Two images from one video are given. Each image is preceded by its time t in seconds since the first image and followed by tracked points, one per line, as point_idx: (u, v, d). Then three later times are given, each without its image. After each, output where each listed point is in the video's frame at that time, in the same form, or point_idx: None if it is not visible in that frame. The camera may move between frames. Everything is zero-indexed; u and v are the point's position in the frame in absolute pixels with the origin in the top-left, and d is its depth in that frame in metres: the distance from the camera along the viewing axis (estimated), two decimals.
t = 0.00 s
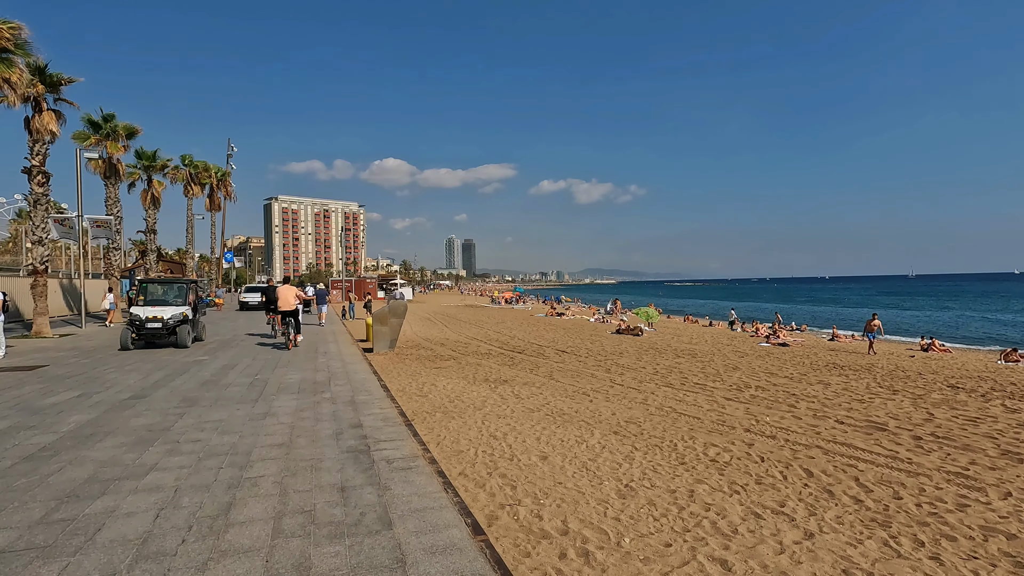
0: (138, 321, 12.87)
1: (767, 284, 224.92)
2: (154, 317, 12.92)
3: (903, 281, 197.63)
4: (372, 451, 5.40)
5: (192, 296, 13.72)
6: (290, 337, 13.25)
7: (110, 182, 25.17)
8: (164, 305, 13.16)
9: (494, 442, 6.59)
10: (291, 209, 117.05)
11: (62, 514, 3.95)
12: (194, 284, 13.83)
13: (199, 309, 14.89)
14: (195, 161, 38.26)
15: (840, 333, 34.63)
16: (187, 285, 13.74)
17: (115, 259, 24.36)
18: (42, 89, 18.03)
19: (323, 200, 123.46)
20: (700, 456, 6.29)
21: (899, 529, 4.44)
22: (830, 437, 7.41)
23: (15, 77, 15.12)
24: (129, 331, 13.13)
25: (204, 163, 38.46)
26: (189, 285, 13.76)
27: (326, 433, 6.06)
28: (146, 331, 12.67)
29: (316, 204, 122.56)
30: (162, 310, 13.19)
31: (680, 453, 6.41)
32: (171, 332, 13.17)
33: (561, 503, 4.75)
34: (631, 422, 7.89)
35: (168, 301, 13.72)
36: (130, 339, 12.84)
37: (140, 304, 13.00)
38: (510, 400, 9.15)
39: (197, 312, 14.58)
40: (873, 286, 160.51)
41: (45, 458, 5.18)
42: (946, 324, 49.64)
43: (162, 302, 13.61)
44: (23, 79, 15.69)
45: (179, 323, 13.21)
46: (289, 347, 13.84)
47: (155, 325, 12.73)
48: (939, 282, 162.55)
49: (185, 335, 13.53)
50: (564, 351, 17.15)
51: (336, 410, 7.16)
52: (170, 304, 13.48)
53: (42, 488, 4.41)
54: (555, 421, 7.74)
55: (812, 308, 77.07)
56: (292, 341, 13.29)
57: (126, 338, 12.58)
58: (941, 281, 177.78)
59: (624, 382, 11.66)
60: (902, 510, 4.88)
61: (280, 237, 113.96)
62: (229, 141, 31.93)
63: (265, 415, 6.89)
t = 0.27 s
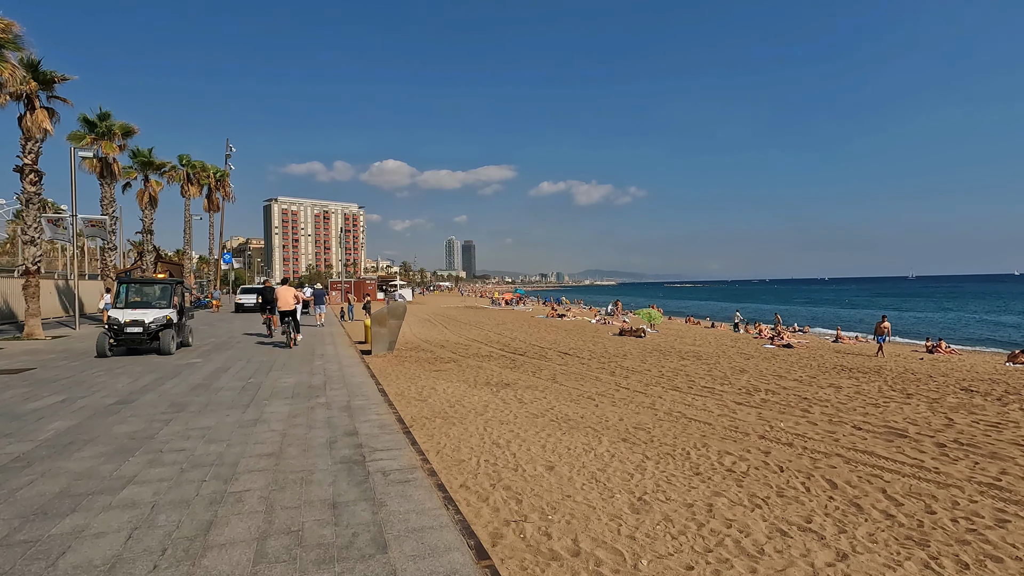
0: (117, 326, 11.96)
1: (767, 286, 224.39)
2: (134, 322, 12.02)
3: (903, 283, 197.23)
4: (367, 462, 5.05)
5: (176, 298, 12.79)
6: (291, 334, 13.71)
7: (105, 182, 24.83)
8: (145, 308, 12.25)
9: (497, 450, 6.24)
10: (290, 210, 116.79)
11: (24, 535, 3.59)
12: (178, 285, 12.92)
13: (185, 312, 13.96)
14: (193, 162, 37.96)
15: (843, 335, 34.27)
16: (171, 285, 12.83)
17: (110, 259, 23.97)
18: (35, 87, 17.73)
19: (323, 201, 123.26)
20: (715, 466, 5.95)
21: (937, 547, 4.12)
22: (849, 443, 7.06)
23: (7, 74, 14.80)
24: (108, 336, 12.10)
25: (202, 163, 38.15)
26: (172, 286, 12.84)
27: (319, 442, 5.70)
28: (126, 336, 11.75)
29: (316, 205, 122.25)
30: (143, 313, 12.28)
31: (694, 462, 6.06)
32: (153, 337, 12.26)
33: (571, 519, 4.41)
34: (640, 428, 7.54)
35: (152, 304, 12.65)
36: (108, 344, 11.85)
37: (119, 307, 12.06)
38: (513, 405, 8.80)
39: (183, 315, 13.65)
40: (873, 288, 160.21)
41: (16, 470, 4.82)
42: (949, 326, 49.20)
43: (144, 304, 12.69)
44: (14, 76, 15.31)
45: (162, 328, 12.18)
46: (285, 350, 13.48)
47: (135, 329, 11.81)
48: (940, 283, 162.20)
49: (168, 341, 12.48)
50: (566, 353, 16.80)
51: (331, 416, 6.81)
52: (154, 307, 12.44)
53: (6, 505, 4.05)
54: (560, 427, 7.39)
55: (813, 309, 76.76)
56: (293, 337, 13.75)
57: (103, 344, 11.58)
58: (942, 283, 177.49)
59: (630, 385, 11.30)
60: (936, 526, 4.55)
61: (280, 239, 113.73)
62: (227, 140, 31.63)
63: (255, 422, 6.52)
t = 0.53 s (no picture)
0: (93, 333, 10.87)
1: (770, 287, 223.65)
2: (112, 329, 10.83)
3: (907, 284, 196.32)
4: (365, 482, 4.68)
5: (161, 302, 11.73)
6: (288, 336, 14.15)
7: (104, 183, 24.56)
8: (126, 313, 11.18)
9: (503, 466, 5.87)
10: (292, 212, 116.65)
11: None
12: (164, 288, 11.86)
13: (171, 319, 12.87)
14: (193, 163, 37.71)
15: (850, 337, 33.83)
16: (156, 289, 11.77)
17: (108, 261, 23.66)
18: (31, 86, 17.44)
19: (325, 202, 123.13)
20: (738, 484, 5.56)
21: None
22: (876, 457, 6.68)
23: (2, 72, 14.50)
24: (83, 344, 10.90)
25: (202, 164, 37.87)
26: (157, 289, 11.78)
27: (314, 458, 5.34)
28: (104, 344, 10.69)
29: (318, 206, 122.04)
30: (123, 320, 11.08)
31: (715, 479, 5.69)
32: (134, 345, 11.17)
33: (587, 548, 4.04)
34: (653, 440, 7.16)
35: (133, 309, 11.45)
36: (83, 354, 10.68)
37: (96, 313, 10.98)
38: (519, 415, 8.43)
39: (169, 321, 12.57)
40: (876, 289, 159.43)
41: None
42: (957, 328, 48.67)
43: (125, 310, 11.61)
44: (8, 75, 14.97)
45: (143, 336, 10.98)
46: (283, 354, 13.11)
47: (114, 336, 10.74)
48: (944, 284, 161.38)
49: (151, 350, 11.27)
50: (571, 357, 16.43)
51: (328, 428, 6.43)
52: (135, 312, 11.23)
53: None
54: (569, 439, 7.02)
55: (818, 310, 76.23)
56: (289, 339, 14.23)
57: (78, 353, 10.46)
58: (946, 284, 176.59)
59: (639, 392, 10.90)
60: (986, 554, 4.16)
61: (281, 240, 113.56)
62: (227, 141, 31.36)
63: (248, 434, 6.16)
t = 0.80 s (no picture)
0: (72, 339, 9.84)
1: (775, 288, 222.44)
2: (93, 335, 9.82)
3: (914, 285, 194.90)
4: (371, 498, 4.36)
5: (148, 305, 10.70)
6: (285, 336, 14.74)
7: (107, 183, 24.39)
8: (108, 318, 10.18)
9: (516, 478, 5.54)
10: (297, 213, 116.75)
11: None
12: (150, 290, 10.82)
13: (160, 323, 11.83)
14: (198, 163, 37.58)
15: (860, 339, 33.35)
16: (141, 290, 10.75)
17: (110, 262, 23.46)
18: (33, 85, 17.25)
19: (329, 203, 123.18)
20: (766, 498, 5.23)
21: None
22: (910, 469, 6.30)
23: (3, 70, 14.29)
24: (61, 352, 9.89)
25: (206, 164, 37.71)
26: (142, 291, 10.77)
27: (316, 470, 5.02)
28: (83, 354, 9.66)
29: (322, 207, 122.07)
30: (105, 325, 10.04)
31: (742, 493, 5.34)
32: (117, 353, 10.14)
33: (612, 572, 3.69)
34: (672, 449, 6.81)
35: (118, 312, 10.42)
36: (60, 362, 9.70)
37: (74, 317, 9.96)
38: (530, 421, 8.10)
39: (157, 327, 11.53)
40: (883, 290, 158.24)
41: None
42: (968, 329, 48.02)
43: (108, 315, 10.59)
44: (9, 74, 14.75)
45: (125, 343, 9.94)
46: (286, 357, 12.81)
47: (94, 344, 9.73)
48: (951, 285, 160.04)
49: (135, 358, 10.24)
50: (580, 360, 16.09)
51: (332, 437, 6.12)
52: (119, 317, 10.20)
53: None
54: (584, 448, 6.69)
55: (824, 311, 75.56)
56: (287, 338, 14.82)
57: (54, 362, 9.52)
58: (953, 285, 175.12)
59: (652, 396, 10.54)
60: None
61: (286, 241, 113.64)
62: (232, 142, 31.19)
63: (247, 443, 5.85)
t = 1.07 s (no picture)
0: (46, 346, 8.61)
1: (783, 288, 220.73)
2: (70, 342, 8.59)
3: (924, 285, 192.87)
4: (383, 516, 4.04)
5: (136, 308, 9.52)
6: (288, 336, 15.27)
7: (113, 184, 24.28)
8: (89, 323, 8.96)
9: (536, 491, 5.20)
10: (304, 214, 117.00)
11: None
12: (137, 291, 9.60)
13: (151, 327, 10.64)
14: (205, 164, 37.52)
15: (874, 340, 32.78)
16: (129, 291, 9.56)
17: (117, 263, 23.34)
18: (40, 84, 17.12)
19: (336, 204, 123.38)
20: (806, 514, 4.87)
21: None
22: (955, 481, 5.91)
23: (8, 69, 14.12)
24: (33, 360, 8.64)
25: (213, 165, 37.58)
26: (130, 291, 9.56)
27: (323, 484, 4.70)
28: (58, 364, 8.45)
29: (329, 208, 122.16)
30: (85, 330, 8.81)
31: (780, 508, 4.97)
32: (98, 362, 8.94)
33: None
34: (698, 459, 6.45)
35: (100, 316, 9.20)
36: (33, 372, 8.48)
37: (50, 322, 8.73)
38: (546, 428, 7.76)
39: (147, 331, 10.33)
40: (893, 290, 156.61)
41: None
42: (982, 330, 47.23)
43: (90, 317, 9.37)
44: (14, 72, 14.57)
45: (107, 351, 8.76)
46: (292, 360, 12.51)
47: (71, 352, 8.52)
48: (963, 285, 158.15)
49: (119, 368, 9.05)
50: (592, 362, 15.74)
51: (340, 446, 5.80)
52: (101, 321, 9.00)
53: None
54: (606, 458, 6.34)
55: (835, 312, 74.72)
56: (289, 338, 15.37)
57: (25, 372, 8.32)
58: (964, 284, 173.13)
59: (671, 401, 10.17)
60: None
61: (293, 242, 113.90)
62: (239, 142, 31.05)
63: (250, 453, 5.55)
